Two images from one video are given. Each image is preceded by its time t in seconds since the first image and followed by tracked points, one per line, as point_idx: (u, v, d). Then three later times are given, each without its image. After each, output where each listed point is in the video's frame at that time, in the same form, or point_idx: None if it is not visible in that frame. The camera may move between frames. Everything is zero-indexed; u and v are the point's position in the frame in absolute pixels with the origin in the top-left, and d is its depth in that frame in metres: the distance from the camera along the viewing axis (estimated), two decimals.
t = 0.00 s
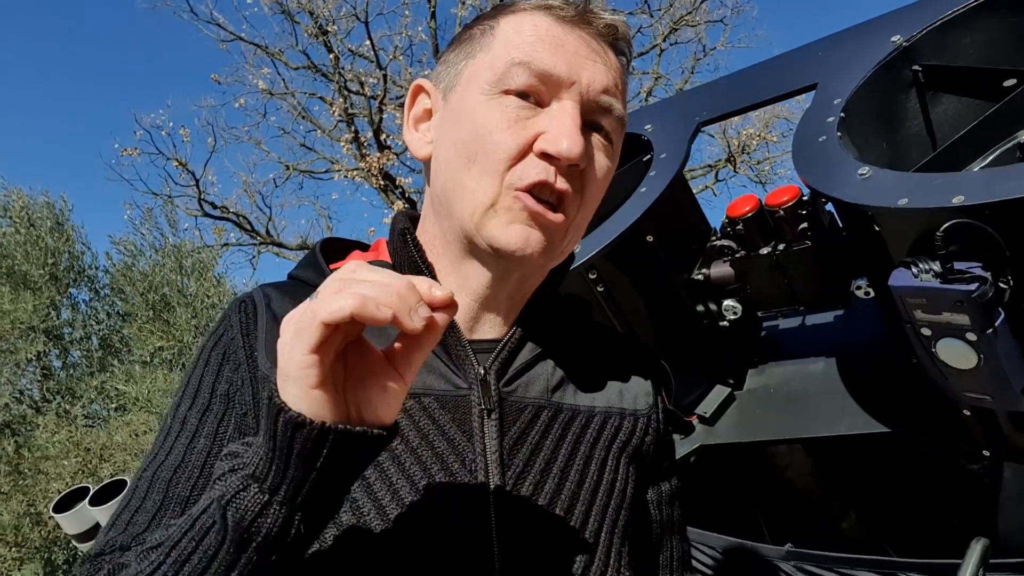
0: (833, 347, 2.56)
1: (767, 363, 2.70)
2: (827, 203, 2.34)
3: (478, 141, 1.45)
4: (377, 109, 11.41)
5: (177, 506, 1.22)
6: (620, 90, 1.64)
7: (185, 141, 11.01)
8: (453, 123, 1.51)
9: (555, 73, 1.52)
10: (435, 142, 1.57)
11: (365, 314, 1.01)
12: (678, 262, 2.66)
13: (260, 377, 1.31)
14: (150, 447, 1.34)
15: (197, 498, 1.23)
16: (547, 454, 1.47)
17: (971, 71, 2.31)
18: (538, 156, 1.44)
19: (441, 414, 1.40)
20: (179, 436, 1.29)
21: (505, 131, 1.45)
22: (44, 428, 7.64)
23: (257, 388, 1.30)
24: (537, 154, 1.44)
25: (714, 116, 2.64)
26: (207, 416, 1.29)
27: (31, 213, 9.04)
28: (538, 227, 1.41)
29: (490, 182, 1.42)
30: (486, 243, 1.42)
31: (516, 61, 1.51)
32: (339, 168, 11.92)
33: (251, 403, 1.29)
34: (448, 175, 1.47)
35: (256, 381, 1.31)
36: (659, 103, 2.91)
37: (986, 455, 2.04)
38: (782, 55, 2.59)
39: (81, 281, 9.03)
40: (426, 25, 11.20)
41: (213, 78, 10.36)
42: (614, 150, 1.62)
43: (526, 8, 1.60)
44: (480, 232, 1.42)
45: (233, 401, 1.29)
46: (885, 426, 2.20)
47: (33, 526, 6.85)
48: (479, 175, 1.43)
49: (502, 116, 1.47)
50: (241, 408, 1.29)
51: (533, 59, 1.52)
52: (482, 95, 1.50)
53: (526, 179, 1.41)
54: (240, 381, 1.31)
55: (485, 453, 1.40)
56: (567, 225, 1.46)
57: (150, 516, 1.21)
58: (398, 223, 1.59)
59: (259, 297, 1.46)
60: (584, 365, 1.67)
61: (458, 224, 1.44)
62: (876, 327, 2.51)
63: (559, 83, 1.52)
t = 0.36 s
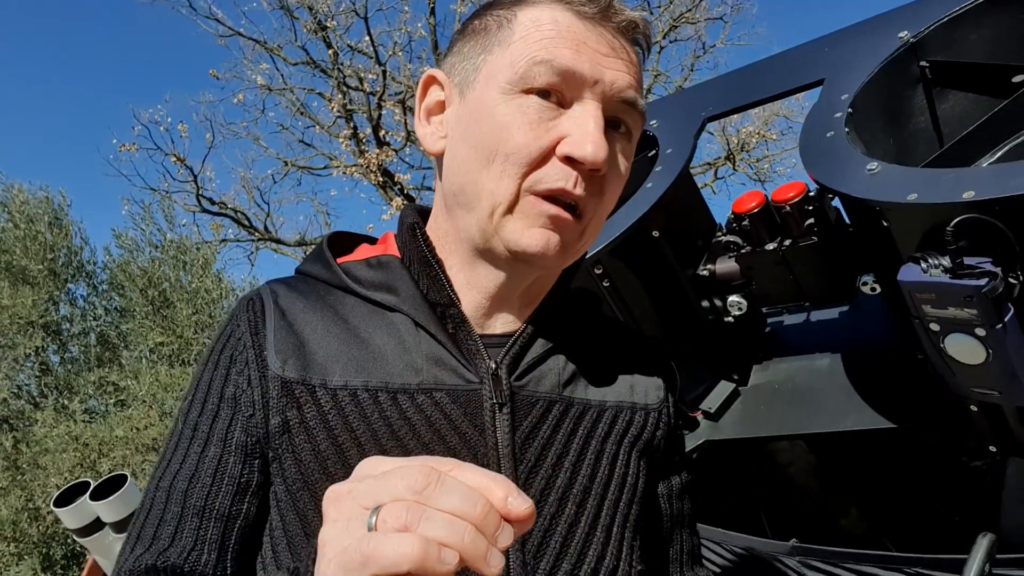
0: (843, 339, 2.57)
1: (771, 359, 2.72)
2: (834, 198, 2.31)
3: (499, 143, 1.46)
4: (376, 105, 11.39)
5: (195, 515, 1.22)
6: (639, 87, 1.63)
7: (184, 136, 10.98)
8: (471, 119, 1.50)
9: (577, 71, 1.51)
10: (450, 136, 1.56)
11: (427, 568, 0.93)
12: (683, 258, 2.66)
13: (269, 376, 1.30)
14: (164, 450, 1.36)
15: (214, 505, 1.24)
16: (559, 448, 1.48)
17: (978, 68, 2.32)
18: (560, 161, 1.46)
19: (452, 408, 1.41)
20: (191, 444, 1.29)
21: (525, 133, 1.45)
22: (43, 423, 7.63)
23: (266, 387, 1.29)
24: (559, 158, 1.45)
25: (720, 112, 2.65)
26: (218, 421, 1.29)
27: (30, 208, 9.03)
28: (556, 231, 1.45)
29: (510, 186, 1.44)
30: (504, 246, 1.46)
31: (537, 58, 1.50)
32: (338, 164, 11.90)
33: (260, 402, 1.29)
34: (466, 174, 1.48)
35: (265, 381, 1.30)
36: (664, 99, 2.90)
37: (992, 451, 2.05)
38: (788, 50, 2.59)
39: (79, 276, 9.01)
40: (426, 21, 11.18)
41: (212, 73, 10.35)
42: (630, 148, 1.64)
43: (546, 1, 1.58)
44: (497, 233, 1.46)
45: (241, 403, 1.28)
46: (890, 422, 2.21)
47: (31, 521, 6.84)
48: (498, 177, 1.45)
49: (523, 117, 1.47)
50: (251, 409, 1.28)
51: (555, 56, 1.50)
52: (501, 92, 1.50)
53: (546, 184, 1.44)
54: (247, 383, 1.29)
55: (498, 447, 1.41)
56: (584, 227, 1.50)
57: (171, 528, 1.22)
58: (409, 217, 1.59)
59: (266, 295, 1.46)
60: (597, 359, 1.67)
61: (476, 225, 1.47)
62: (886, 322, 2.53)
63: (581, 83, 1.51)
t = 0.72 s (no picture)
0: (839, 345, 2.56)
1: (768, 364, 2.69)
2: (832, 204, 2.33)
3: (495, 151, 1.44)
4: (371, 101, 11.34)
5: (184, 525, 1.21)
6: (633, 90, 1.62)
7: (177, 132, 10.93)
8: (467, 129, 1.50)
9: (570, 73, 1.50)
10: (447, 147, 1.55)
11: (387, 394, 0.98)
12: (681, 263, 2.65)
13: (265, 389, 1.29)
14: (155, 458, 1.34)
15: (203, 516, 1.22)
16: (557, 464, 1.47)
17: (978, 74, 2.31)
18: (559, 166, 1.44)
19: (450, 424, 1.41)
20: (182, 453, 1.28)
21: (522, 140, 1.44)
22: (35, 420, 7.59)
23: (263, 402, 1.28)
24: (557, 163, 1.44)
25: (718, 115, 2.63)
26: (211, 431, 1.27)
27: (22, 204, 8.98)
28: (558, 238, 1.43)
29: (509, 195, 1.42)
30: (506, 255, 1.43)
31: (530, 64, 1.49)
32: (332, 160, 11.85)
33: (257, 417, 1.28)
34: (464, 185, 1.47)
35: (262, 394, 1.29)
36: (660, 103, 2.89)
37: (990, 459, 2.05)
38: (788, 54, 2.58)
39: (72, 272, 8.96)
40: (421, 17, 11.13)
41: (205, 69, 10.30)
42: (626, 151, 1.62)
43: (536, 7, 1.57)
44: (499, 243, 1.44)
45: (238, 414, 1.28)
46: (888, 429, 2.21)
47: (23, 519, 6.81)
48: (496, 187, 1.43)
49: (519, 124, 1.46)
50: (247, 422, 1.28)
51: (547, 57, 1.49)
52: (495, 101, 1.49)
53: (546, 191, 1.43)
54: (245, 394, 1.29)
55: (497, 463, 1.41)
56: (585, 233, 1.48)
57: (156, 538, 1.20)
58: (406, 228, 1.57)
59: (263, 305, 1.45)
60: (593, 374, 1.67)
61: (476, 235, 1.45)
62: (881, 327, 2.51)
63: (575, 86, 1.50)
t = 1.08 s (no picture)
0: (834, 341, 2.56)
1: (764, 357, 2.71)
2: (827, 199, 2.33)
3: (486, 163, 1.43)
4: (365, 95, 11.31)
5: (181, 530, 1.21)
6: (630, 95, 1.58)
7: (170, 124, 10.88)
8: (458, 137, 1.47)
9: (565, 81, 1.46)
10: (438, 149, 1.53)
11: None
12: (675, 258, 2.65)
13: (256, 387, 1.29)
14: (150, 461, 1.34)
15: (199, 520, 1.22)
16: (550, 456, 1.46)
17: (971, 69, 2.31)
18: (550, 182, 1.43)
19: (443, 418, 1.39)
20: (177, 458, 1.28)
21: (514, 153, 1.43)
22: (27, 413, 7.57)
23: (253, 400, 1.27)
24: (549, 180, 1.43)
25: (714, 109, 2.63)
26: (203, 433, 1.27)
27: (15, 196, 8.94)
28: (545, 254, 1.45)
29: (498, 209, 1.42)
30: (493, 266, 1.45)
31: (524, 75, 1.45)
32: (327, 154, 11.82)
33: (246, 415, 1.27)
34: (454, 193, 1.46)
35: (252, 393, 1.29)
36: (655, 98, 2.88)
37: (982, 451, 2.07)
38: (785, 49, 2.58)
39: (64, 265, 8.93)
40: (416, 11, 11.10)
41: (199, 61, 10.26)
42: (622, 155, 1.60)
43: (533, 8, 1.52)
44: (486, 254, 1.45)
45: (226, 416, 1.26)
46: (882, 423, 2.22)
47: (15, 513, 6.77)
48: (486, 199, 1.43)
49: (511, 136, 1.44)
50: (235, 421, 1.26)
51: (541, 74, 1.45)
52: (487, 109, 1.46)
53: (536, 207, 1.43)
54: (232, 395, 1.27)
55: (490, 455, 1.40)
56: (574, 244, 1.49)
57: (156, 545, 1.21)
58: (398, 222, 1.57)
59: (253, 303, 1.44)
60: (585, 368, 1.64)
61: (465, 245, 1.46)
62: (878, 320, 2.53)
63: (571, 97, 1.46)
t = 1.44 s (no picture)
0: (833, 341, 2.56)
1: (764, 352, 2.73)
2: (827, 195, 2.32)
3: (494, 153, 1.42)
4: (359, 89, 11.27)
5: (186, 516, 1.18)
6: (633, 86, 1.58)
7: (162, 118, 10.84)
8: (465, 126, 1.46)
9: (569, 74, 1.45)
10: (443, 142, 1.52)
11: (350, 502, 0.85)
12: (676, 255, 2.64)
13: (264, 381, 1.29)
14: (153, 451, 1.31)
15: (205, 507, 1.19)
16: (556, 455, 1.47)
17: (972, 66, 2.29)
18: (559, 170, 1.42)
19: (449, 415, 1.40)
20: (182, 445, 1.25)
21: (522, 142, 1.41)
22: (18, 408, 7.54)
23: (261, 393, 1.28)
24: (558, 167, 1.42)
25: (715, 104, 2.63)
26: (211, 423, 1.26)
27: (5, 190, 8.89)
28: (558, 242, 1.43)
29: (508, 197, 1.40)
30: (506, 256, 1.42)
31: (529, 62, 1.44)
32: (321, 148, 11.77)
33: (256, 408, 1.27)
34: (462, 184, 1.44)
35: (261, 385, 1.29)
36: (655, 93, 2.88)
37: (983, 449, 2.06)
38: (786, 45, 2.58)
39: (56, 259, 8.90)
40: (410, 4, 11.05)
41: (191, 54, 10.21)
42: (625, 146, 1.59)
43: None
44: (498, 245, 1.43)
45: (237, 407, 1.26)
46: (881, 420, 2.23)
47: (6, 507, 6.73)
48: (495, 188, 1.41)
49: (518, 125, 1.43)
50: (247, 413, 1.26)
51: (547, 52, 1.45)
52: (493, 99, 1.45)
53: (545, 194, 1.41)
54: (242, 386, 1.27)
55: (496, 454, 1.40)
56: (583, 232, 1.47)
57: (158, 531, 1.17)
58: (404, 218, 1.55)
59: (259, 298, 1.44)
60: (591, 365, 1.65)
61: (475, 237, 1.44)
62: (875, 318, 2.54)
63: (575, 85, 1.46)
